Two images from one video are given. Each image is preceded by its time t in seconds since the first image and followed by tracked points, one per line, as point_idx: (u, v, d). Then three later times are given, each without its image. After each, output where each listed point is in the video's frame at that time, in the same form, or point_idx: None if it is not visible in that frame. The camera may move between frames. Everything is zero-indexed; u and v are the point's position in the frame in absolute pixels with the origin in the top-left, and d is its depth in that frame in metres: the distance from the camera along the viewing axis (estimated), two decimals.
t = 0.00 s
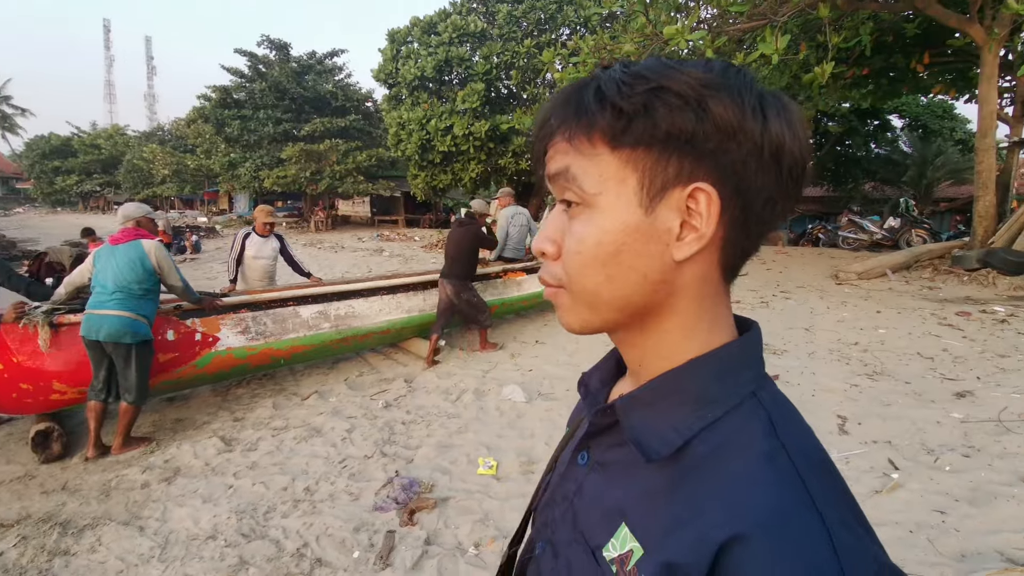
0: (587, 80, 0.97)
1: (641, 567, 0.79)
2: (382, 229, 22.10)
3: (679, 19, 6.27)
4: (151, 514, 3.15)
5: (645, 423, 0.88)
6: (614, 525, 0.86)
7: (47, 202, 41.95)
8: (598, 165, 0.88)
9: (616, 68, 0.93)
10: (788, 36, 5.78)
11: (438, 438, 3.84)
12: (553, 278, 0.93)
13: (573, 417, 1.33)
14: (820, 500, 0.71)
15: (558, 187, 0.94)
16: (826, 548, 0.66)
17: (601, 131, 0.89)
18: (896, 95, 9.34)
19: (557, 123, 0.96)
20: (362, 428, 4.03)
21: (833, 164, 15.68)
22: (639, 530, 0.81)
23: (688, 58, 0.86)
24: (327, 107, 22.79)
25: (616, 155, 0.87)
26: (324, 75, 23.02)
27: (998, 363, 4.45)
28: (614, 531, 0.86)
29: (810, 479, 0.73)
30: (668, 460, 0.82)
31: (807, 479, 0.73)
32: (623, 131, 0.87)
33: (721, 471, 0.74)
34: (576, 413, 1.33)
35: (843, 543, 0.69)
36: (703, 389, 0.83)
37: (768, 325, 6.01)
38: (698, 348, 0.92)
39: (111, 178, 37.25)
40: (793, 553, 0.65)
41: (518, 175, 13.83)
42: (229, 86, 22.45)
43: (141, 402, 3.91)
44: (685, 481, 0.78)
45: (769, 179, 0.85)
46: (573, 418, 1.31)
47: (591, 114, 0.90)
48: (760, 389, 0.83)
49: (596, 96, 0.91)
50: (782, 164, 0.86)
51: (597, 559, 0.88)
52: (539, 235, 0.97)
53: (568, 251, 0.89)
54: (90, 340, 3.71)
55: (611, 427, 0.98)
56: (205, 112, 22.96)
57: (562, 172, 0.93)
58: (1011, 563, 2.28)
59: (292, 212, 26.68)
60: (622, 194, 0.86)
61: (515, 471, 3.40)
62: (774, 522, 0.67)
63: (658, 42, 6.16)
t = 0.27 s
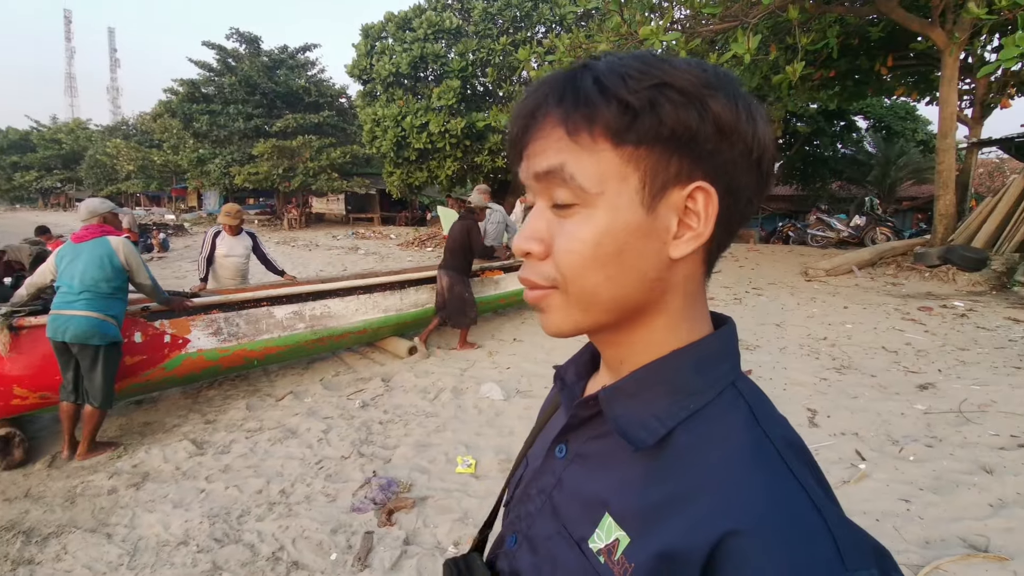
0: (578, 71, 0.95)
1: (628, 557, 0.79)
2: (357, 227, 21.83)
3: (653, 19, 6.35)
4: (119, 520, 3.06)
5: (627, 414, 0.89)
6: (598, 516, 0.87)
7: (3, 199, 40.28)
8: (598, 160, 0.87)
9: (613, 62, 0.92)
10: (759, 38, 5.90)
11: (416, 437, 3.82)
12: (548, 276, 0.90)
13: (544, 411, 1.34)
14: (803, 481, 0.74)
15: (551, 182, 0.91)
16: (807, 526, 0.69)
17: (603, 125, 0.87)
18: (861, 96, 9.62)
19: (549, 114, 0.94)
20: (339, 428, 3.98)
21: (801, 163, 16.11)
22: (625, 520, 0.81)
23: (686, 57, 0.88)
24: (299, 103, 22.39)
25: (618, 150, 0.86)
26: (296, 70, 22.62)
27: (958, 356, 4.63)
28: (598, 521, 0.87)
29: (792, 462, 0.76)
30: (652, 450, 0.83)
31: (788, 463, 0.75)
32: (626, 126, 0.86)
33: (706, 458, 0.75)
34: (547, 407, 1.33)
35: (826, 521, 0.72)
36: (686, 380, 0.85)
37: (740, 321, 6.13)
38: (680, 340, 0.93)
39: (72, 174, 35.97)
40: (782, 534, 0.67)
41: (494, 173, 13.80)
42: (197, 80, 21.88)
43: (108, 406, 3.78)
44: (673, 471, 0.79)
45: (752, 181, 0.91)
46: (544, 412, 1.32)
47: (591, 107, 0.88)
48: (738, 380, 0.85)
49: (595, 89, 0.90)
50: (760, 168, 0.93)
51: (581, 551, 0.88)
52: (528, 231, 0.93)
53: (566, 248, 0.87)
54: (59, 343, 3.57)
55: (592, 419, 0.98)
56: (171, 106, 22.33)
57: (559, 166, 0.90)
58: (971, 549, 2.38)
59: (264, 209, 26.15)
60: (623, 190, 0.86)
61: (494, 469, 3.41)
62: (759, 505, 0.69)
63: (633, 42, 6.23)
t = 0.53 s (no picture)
0: (625, 69, 0.93)
1: (618, 557, 0.80)
2: (340, 226, 21.63)
3: (635, 20, 6.40)
4: (96, 526, 2.99)
5: (618, 417, 0.90)
6: (588, 518, 0.87)
7: None
8: (664, 164, 0.86)
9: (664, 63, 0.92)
10: (740, 39, 5.98)
11: (401, 437, 3.80)
12: (605, 276, 0.86)
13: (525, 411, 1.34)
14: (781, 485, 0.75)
15: (610, 178, 0.88)
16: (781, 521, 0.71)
17: (666, 128, 0.87)
18: (839, 98, 9.80)
19: (605, 107, 0.90)
20: (323, 429, 3.94)
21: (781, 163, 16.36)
22: (616, 522, 0.82)
23: (718, 72, 0.94)
24: (280, 100, 22.07)
25: (680, 156, 0.87)
26: (277, 67, 22.34)
27: (932, 352, 4.75)
28: (588, 523, 0.87)
29: (771, 465, 0.77)
30: (642, 454, 0.84)
31: (769, 463, 0.77)
32: (689, 134, 0.88)
33: (693, 460, 0.77)
34: (529, 409, 1.33)
35: (797, 520, 0.74)
36: (674, 385, 0.86)
37: (722, 319, 6.20)
38: (677, 343, 0.96)
39: (44, 171, 35.06)
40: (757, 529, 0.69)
41: (478, 172, 13.77)
42: (174, 76, 21.45)
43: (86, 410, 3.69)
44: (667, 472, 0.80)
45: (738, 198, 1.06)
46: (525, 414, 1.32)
47: (659, 106, 0.87)
48: (723, 385, 0.87)
49: (657, 89, 0.88)
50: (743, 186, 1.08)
51: (569, 551, 0.89)
52: (583, 230, 0.89)
53: (631, 250, 0.85)
54: (38, 344, 3.52)
55: (581, 421, 0.99)
56: (148, 102, 21.88)
57: (625, 162, 0.86)
58: (946, 541, 2.44)
59: (244, 208, 25.76)
60: (683, 197, 0.88)
61: (480, 468, 3.40)
62: (739, 505, 0.70)
63: (616, 42, 6.26)
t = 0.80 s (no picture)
0: (620, 69, 0.93)
1: (601, 553, 0.81)
2: (327, 225, 21.49)
3: (623, 20, 6.43)
4: (80, 530, 2.94)
5: (604, 414, 0.91)
6: (572, 514, 0.88)
7: None
8: (654, 165, 0.87)
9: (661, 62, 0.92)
10: (726, 40, 6.03)
11: (391, 438, 3.78)
12: (593, 274, 0.87)
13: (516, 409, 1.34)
14: (762, 485, 0.75)
15: (599, 178, 0.88)
16: (757, 520, 0.71)
17: (658, 129, 0.87)
18: (823, 99, 9.93)
19: (597, 107, 0.90)
20: (311, 430, 3.91)
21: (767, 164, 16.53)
22: (600, 518, 0.83)
23: (713, 74, 0.94)
24: (265, 98, 21.85)
25: (669, 157, 0.88)
26: (263, 65, 22.12)
27: (915, 350, 4.83)
28: (572, 519, 0.87)
29: (751, 462, 0.78)
30: (627, 450, 0.84)
31: (751, 463, 0.77)
32: (679, 135, 0.88)
33: (676, 458, 0.77)
34: (520, 407, 1.33)
35: (778, 523, 0.74)
36: (663, 383, 0.87)
37: (710, 318, 6.25)
38: (667, 344, 0.96)
39: (23, 170, 34.40)
40: (732, 528, 0.69)
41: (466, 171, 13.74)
42: (157, 73, 21.15)
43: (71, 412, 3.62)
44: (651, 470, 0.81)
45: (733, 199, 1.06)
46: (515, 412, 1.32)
47: (651, 107, 0.87)
48: (710, 385, 0.88)
49: (650, 90, 0.88)
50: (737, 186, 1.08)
51: (554, 546, 0.89)
52: (571, 229, 0.89)
53: (617, 250, 0.86)
54: (25, 346, 3.46)
55: (568, 418, 0.99)
56: (130, 100, 21.55)
57: (614, 162, 0.87)
58: (930, 535, 2.49)
59: (230, 207, 25.47)
60: (673, 199, 0.88)
61: (470, 468, 3.40)
62: (718, 504, 0.71)
63: (603, 42, 6.29)
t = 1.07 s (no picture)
0: (569, 61, 0.95)
1: (593, 548, 0.80)
2: (319, 223, 21.37)
3: (615, 18, 6.43)
4: (69, 530, 2.90)
5: (600, 408, 0.91)
6: (566, 508, 0.88)
7: None
8: (589, 149, 0.87)
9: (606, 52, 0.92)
10: (718, 39, 6.04)
11: (384, 436, 3.76)
12: (538, 263, 0.90)
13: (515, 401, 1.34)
14: (762, 485, 0.75)
15: (537, 171, 0.91)
16: (756, 524, 0.70)
17: (592, 115, 0.87)
18: (813, 98, 10.00)
19: (536, 103, 0.93)
20: (304, 429, 3.89)
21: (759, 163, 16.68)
22: (592, 513, 0.82)
23: (661, 51, 0.90)
24: (255, 95, 21.66)
25: (604, 141, 0.87)
26: (253, 61, 21.93)
27: (904, 346, 4.88)
28: (565, 514, 0.87)
29: (754, 465, 0.77)
30: (622, 444, 0.84)
31: (751, 463, 0.77)
32: (612, 117, 0.86)
33: (675, 454, 0.77)
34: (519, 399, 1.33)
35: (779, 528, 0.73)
36: (663, 378, 0.86)
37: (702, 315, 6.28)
38: (665, 339, 0.95)
39: (9, 167, 33.92)
40: (727, 530, 0.68)
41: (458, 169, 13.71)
42: (145, 69, 20.90)
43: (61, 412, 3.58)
44: (642, 465, 0.80)
45: (731, 174, 0.95)
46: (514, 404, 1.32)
47: (579, 96, 0.88)
48: (711, 383, 0.87)
49: (587, 78, 0.89)
50: (741, 163, 0.97)
51: (545, 540, 0.89)
52: (515, 217, 0.92)
53: (554, 238, 0.87)
54: (14, 346, 3.42)
55: (565, 411, 0.99)
56: (117, 96, 21.29)
57: (544, 154, 0.89)
58: (920, 530, 2.51)
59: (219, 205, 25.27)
60: (612, 183, 0.86)
61: (464, 466, 3.39)
62: (716, 503, 0.70)
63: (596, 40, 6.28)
